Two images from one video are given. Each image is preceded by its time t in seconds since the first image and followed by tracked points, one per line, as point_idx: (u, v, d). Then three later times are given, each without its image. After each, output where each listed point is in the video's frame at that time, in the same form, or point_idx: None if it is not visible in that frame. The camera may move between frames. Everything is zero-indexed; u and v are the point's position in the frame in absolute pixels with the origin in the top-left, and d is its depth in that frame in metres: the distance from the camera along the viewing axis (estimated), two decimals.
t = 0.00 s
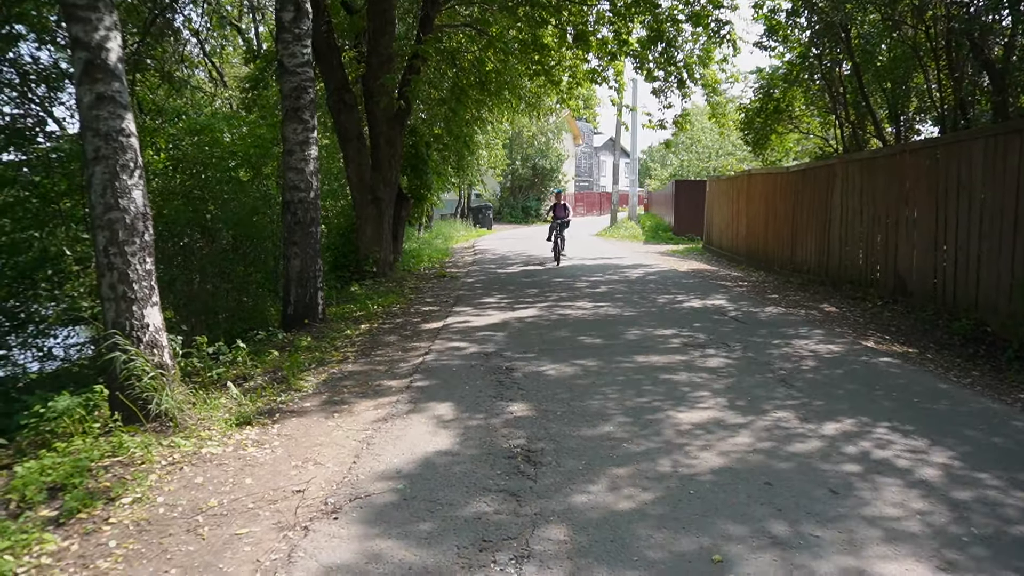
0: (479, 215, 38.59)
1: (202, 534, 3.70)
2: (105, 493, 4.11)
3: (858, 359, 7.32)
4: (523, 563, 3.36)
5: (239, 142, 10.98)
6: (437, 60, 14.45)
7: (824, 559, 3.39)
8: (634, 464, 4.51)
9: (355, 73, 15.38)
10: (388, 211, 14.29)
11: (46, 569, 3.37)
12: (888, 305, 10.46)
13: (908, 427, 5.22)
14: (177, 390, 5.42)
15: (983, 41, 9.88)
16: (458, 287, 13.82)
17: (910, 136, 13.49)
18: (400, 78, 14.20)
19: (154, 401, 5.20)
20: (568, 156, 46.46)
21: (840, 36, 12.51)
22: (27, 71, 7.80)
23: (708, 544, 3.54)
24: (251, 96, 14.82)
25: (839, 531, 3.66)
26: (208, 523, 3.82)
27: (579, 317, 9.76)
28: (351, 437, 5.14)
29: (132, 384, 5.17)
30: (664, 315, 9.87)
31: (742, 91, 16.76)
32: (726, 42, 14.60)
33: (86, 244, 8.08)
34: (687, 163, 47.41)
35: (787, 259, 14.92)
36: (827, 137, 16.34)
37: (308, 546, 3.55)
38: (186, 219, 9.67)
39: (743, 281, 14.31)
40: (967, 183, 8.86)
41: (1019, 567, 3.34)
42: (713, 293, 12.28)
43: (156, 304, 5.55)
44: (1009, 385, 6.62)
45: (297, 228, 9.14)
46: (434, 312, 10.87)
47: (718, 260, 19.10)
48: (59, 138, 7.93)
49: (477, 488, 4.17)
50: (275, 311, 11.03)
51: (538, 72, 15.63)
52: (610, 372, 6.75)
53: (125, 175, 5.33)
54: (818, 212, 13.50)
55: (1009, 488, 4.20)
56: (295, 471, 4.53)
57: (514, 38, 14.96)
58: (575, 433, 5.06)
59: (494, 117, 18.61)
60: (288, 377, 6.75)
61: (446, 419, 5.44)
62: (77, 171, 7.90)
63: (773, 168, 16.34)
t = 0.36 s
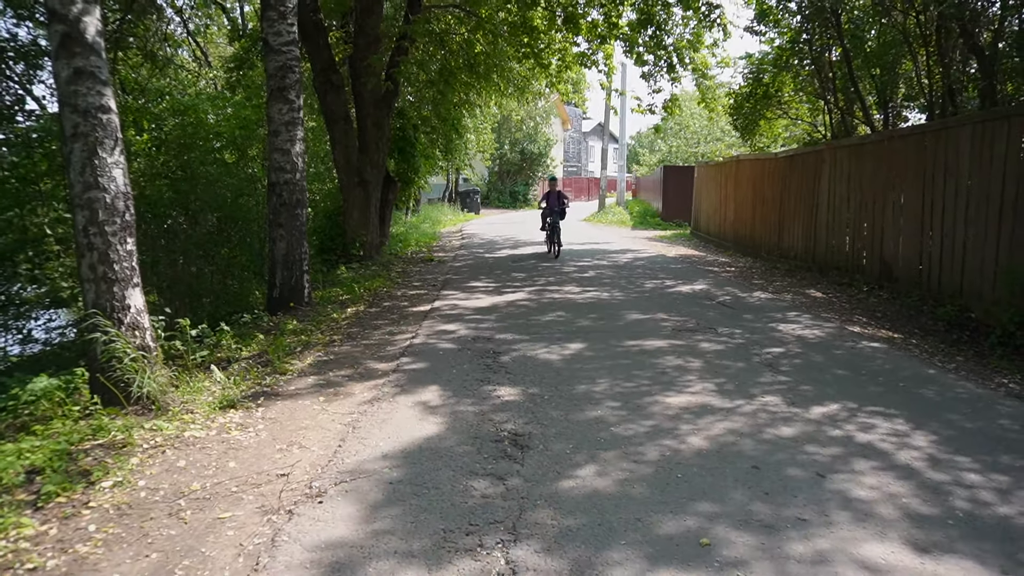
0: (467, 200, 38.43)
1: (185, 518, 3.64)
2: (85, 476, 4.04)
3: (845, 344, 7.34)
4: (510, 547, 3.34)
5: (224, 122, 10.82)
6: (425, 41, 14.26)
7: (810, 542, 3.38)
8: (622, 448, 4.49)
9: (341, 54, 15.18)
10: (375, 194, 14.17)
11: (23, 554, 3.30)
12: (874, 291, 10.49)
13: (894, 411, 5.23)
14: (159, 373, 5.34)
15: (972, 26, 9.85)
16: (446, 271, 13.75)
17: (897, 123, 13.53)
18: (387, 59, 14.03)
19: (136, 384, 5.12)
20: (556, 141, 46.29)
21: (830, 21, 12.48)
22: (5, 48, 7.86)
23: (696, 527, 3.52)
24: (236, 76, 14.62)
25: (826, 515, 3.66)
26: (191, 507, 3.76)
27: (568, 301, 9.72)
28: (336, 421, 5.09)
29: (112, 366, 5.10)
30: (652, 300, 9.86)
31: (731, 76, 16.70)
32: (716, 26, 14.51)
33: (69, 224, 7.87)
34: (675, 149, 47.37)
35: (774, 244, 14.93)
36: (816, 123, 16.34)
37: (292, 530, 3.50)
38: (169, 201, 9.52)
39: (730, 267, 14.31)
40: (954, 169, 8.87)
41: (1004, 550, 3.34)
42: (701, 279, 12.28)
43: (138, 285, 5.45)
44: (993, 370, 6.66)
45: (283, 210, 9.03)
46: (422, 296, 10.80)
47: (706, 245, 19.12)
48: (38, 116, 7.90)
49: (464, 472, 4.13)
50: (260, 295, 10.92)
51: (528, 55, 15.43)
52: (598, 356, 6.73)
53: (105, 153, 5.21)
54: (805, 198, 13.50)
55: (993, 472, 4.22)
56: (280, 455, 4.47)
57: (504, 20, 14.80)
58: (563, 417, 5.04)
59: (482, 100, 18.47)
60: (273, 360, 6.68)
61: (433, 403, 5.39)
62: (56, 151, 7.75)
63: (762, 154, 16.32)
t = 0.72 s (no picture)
0: (464, 200, 38.36)
1: (177, 532, 3.56)
2: (75, 489, 3.96)
3: (846, 343, 7.27)
4: (509, 559, 3.25)
5: (217, 125, 10.73)
6: (419, 41, 14.19)
7: (816, 549, 3.30)
8: (622, 453, 4.41)
9: (334, 55, 15.09)
10: (370, 196, 14.07)
11: (10, 572, 3.21)
12: (873, 288, 10.43)
13: (897, 411, 5.15)
14: (152, 382, 5.25)
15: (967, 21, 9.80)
16: (443, 273, 13.67)
17: (893, 118, 13.49)
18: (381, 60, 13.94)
19: (129, 393, 5.03)
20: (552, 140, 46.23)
21: (825, 16, 12.43)
22: None
23: (699, 535, 3.43)
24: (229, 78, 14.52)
25: (831, 520, 3.57)
26: (183, 520, 3.68)
27: (566, 302, 9.64)
28: (332, 429, 5.00)
29: (103, 375, 5.00)
30: (651, 299, 9.78)
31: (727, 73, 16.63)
32: (711, 23, 14.44)
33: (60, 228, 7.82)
34: (671, 147, 47.31)
35: (772, 242, 14.87)
36: (812, 119, 16.27)
37: (286, 544, 3.41)
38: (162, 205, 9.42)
39: (728, 265, 14.25)
40: (951, 164, 8.81)
41: (1014, 554, 3.26)
42: (699, 277, 12.21)
43: (129, 292, 5.36)
44: (995, 367, 6.59)
45: (277, 213, 8.93)
46: (419, 298, 10.72)
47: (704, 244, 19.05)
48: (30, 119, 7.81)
49: (462, 480, 4.05)
50: (256, 299, 10.81)
51: (522, 54, 15.35)
52: (597, 358, 6.65)
53: (93, 158, 5.12)
54: (802, 195, 13.42)
55: (1000, 472, 4.14)
56: (275, 465, 4.39)
57: (497, 19, 14.71)
58: (562, 421, 4.96)
59: (477, 100, 18.39)
60: (268, 367, 6.58)
61: (431, 409, 5.31)
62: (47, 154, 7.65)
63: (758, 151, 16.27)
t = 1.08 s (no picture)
0: (463, 198, 38.29)
1: (169, 535, 3.51)
2: (67, 491, 3.90)
3: (846, 343, 7.22)
4: (506, 563, 3.20)
5: (215, 123, 10.69)
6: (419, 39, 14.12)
7: (818, 554, 3.24)
8: (620, 454, 4.36)
9: (334, 52, 15.03)
10: (368, 194, 14.02)
11: None
12: (873, 288, 10.39)
13: (897, 413, 5.10)
14: (147, 381, 5.19)
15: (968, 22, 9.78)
16: (441, 271, 13.62)
17: (894, 118, 13.55)
18: (380, 57, 13.88)
19: (122, 393, 4.97)
20: (552, 138, 46.18)
21: (825, 16, 12.40)
22: None
23: (699, 540, 3.38)
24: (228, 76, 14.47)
25: (833, 524, 3.52)
26: (176, 523, 3.63)
27: (564, 301, 9.60)
28: (328, 429, 4.95)
29: (96, 375, 4.96)
30: (650, 299, 9.73)
31: (727, 72, 16.58)
32: (711, 22, 14.38)
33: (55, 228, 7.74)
34: (671, 145, 47.24)
35: (772, 242, 14.83)
36: (812, 118, 16.24)
37: (280, 548, 3.36)
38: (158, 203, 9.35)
39: (728, 264, 14.21)
40: (953, 165, 8.76)
41: (1019, 560, 3.21)
42: (699, 276, 12.17)
43: (124, 291, 5.31)
44: (996, 369, 6.54)
45: (275, 212, 8.88)
46: (417, 296, 10.67)
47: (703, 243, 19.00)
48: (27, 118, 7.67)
49: (459, 483, 4.00)
50: (253, 297, 10.75)
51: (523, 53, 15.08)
52: (595, 357, 6.61)
53: (87, 156, 5.07)
54: (803, 195, 13.38)
55: (1004, 476, 4.08)
56: (270, 466, 4.34)
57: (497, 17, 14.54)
58: (559, 422, 4.91)
59: (477, 99, 18.34)
60: (264, 366, 6.54)
61: (428, 409, 5.26)
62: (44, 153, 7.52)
63: (759, 150, 16.22)
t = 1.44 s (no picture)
0: (462, 194, 38.27)
1: (166, 531, 3.51)
2: (65, 486, 3.90)
3: (845, 340, 7.22)
4: (503, 560, 3.19)
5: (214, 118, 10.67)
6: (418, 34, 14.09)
7: (814, 552, 3.23)
8: (617, 451, 4.35)
9: (333, 47, 14.99)
10: (368, 190, 14.00)
11: None
12: (872, 286, 10.38)
13: (895, 410, 5.10)
14: (145, 377, 5.19)
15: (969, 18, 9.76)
16: (440, 267, 13.60)
17: (894, 115, 13.54)
18: (380, 53, 13.85)
19: (120, 388, 4.97)
20: (552, 134, 46.13)
21: (826, 13, 12.39)
22: None
23: (696, 537, 3.37)
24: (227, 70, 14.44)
25: (829, 521, 3.52)
26: (173, 519, 3.63)
27: (563, 297, 9.59)
28: (325, 425, 4.96)
29: (94, 371, 4.95)
30: (648, 295, 9.72)
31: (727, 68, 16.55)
32: (711, 18, 14.35)
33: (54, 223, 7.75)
34: (671, 141, 47.19)
35: (771, 239, 14.83)
36: (812, 114, 16.22)
37: (277, 544, 3.36)
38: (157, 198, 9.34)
39: (727, 260, 14.21)
40: (953, 162, 8.75)
41: (1016, 558, 3.20)
42: (697, 273, 12.17)
43: (121, 286, 5.31)
44: (995, 366, 6.54)
45: (273, 207, 8.86)
46: (416, 292, 10.67)
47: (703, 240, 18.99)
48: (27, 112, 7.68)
49: (456, 479, 3.99)
50: (251, 293, 10.74)
51: (522, 47, 15.11)
52: (593, 353, 6.60)
53: (86, 150, 5.05)
54: (802, 191, 13.37)
55: (1001, 474, 4.08)
56: (267, 462, 4.34)
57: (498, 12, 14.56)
58: (556, 418, 4.90)
59: (477, 94, 18.31)
60: (263, 361, 6.53)
61: (426, 405, 5.25)
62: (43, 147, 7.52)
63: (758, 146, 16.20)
